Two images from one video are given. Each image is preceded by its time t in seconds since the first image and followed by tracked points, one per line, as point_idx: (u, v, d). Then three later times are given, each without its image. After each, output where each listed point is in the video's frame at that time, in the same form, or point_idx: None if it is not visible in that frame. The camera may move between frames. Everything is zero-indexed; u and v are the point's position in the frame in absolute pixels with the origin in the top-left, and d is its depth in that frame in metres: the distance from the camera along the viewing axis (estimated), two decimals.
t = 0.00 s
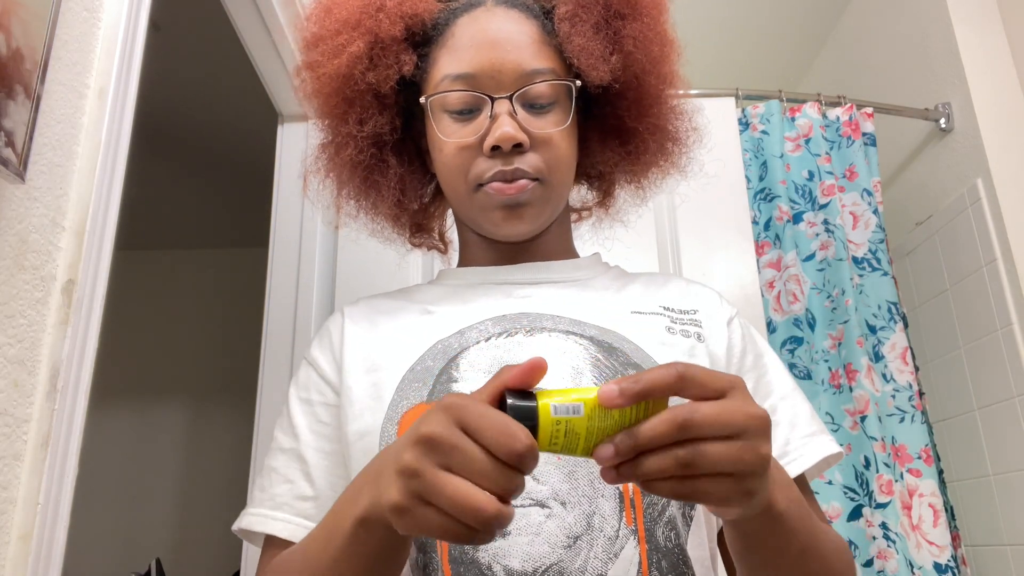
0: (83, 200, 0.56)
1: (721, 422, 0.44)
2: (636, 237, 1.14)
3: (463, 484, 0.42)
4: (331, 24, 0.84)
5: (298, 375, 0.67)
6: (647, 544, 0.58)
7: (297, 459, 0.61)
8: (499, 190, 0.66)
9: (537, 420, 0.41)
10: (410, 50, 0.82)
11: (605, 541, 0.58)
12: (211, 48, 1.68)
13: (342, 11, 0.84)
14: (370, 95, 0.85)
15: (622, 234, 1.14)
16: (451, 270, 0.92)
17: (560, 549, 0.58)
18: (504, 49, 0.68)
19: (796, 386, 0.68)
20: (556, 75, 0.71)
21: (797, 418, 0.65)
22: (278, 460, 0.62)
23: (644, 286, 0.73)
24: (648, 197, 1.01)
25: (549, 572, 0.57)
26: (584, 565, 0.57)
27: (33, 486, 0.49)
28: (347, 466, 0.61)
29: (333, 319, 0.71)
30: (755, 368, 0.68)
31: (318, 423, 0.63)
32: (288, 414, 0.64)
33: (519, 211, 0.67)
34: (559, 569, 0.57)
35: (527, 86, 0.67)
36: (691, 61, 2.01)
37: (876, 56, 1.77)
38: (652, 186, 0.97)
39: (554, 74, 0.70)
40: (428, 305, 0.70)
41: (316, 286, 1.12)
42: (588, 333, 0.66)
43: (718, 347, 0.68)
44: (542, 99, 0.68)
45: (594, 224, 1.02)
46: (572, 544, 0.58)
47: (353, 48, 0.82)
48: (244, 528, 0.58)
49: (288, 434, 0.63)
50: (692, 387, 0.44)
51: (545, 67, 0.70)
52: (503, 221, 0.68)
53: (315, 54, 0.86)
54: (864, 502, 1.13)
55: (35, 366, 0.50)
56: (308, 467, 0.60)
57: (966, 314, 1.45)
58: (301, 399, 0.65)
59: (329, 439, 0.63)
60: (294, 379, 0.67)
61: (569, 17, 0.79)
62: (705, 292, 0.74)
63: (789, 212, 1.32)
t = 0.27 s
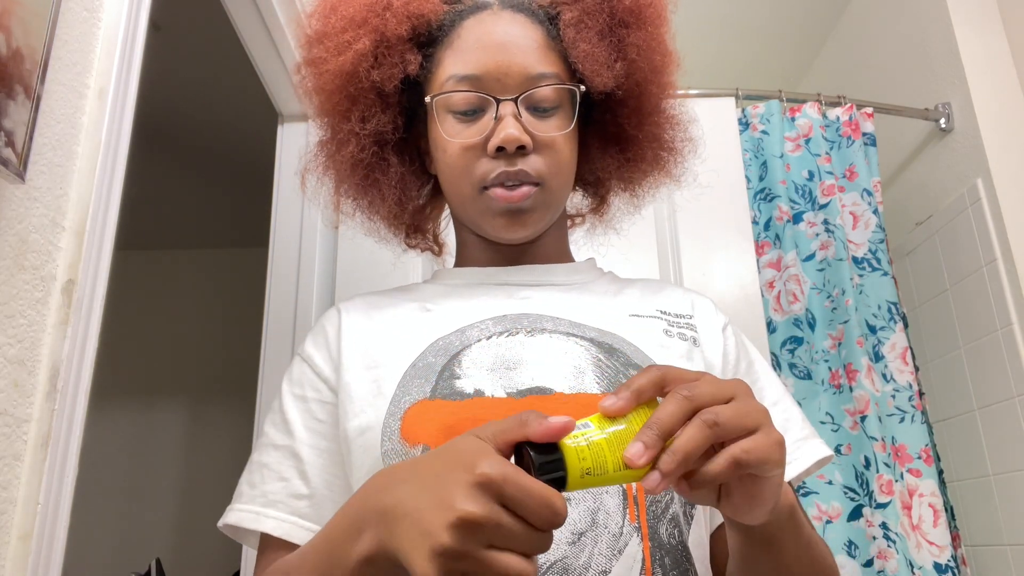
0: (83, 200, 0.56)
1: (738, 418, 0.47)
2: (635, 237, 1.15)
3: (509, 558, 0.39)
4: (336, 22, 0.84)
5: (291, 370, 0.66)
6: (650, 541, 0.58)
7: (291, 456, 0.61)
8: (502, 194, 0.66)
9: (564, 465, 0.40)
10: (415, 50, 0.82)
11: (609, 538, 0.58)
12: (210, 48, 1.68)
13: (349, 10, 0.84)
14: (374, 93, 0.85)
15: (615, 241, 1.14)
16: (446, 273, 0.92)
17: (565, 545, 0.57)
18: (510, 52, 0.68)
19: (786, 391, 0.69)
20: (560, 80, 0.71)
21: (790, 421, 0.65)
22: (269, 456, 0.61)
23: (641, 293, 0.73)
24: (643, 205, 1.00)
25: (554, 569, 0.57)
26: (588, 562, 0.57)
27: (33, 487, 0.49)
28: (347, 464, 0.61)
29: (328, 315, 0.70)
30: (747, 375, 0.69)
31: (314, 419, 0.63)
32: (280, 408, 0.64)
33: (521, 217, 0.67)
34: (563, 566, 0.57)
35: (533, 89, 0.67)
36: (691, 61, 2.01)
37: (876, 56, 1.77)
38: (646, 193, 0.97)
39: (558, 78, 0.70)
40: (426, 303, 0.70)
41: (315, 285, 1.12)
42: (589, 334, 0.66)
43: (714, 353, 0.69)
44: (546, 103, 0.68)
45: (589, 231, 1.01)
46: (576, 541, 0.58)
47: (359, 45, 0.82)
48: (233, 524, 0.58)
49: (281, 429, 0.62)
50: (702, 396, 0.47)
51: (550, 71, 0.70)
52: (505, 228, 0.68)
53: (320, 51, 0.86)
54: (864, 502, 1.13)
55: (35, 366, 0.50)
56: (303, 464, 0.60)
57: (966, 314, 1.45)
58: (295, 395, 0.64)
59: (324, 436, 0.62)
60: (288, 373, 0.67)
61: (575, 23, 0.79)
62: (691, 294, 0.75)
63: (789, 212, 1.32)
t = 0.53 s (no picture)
0: (83, 200, 0.56)
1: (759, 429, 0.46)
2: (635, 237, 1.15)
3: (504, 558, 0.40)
4: (332, 21, 0.84)
5: (292, 370, 0.66)
6: (651, 543, 0.58)
7: (293, 458, 0.61)
8: (501, 195, 0.66)
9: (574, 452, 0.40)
10: (411, 48, 0.82)
11: (610, 539, 0.58)
12: (211, 48, 1.68)
13: (344, 8, 0.84)
14: (370, 92, 0.85)
15: (614, 240, 1.13)
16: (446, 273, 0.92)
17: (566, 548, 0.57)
18: (506, 47, 0.68)
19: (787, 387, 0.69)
20: (557, 74, 0.71)
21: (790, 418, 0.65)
22: (271, 457, 0.61)
23: (641, 289, 0.73)
24: (640, 202, 1.00)
25: (555, 571, 0.57)
26: (589, 564, 0.57)
27: (33, 486, 0.49)
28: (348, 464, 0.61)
29: (327, 316, 0.70)
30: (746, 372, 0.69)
31: (315, 420, 0.63)
32: (281, 409, 0.64)
33: (521, 219, 0.68)
34: (564, 568, 0.57)
35: (529, 84, 0.67)
36: (690, 61, 2.01)
37: (876, 56, 1.77)
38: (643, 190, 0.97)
39: (554, 73, 0.70)
40: (427, 303, 0.70)
41: (315, 285, 1.12)
42: (589, 334, 0.66)
43: (714, 350, 0.69)
44: (543, 97, 0.68)
45: (586, 228, 1.01)
46: (578, 543, 0.58)
47: (354, 44, 0.83)
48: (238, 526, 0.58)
49: (282, 430, 0.62)
50: (726, 404, 0.45)
51: (546, 66, 0.70)
52: (506, 231, 0.69)
53: (316, 49, 0.86)
54: (864, 502, 1.13)
55: (35, 366, 0.50)
56: (305, 466, 0.60)
57: (966, 314, 1.45)
58: (296, 396, 0.64)
59: (327, 437, 0.62)
60: (289, 374, 0.67)
61: (570, 18, 0.79)
62: (688, 288, 0.75)
63: (789, 212, 1.32)
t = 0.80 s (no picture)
0: (83, 200, 0.56)
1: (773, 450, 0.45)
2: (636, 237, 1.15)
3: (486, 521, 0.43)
4: (332, 19, 0.84)
5: (296, 374, 0.67)
6: (650, 546, 0.58)
7: (297, 459, 0.61)
8: (501, 183, 0.65)
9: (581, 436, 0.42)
10: (411, 45, 0.82)
11: (608, 543, 0.58)
12: (211, 48, 1.68)
13: (343, 7, 0.84)
14: (371, 90, 0.85)
15: (620, 236, 1.14)
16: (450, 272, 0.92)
17: (564, 552, 0.57)
18: (505, 41, 0.69)
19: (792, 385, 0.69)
20: (557, 67, 0.71)
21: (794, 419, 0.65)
22: (274, 460, 0.61)
23: (645, 285, 0.73)
24: (644, 200, 1.00)
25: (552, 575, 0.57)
26: (587, 568, 0.57)
27: (33, 486, 0.49)
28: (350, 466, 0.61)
29: (332, 317, 0.71)
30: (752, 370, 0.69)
31: (318, 422, 0.63)
32: (287, 412, 0.64)
33: (523, 206, 0.67)
34: (562, 572, 0.57)
35: (529, 77, 0.67)
36: (690, 61, 2.01)
37: (876, 56, 1.77)
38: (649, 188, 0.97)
39: (554, 66, 0.71)
40: (429, 305, 0.70)
41: (315, 285, 1.12)
42: (590, 336, 0.66)
43: (719, 347, 0.68)
44: (543, 90, 0.68)
45: (591, 227, 1.01)
46: (575, 547, 0.58)
47: (354, 41, 0.83)
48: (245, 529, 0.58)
49: (288, 434, 0.62)
50: (748, 419, 0.45)
51: (545, 59, 0.70)
52: (507, 217, 0.68)
53: (317, 48, 0.86)
54: (864, 503, 1.13)
55: (35, 366, 0.50)
56: (310, 469, 0.60)
57: (966, 314, 1.45)
58: (300, 399, 0.64)
59: (330, 439, 0.62)
60: (293, 377, 0.67)
61: (569, 11, 0.80)
62: (692, 284, 0.75)
63: (789, 212, 1.32)
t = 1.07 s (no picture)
0: (83, 200, 0.56)
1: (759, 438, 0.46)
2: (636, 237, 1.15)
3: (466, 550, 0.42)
4: (336, 19, 0.85)
5: (301, 371, 0.67)
6: (648, 549, 0.58)
7: (299, 458, 0.61)
8: (502, 182, 0.66)
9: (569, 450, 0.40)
10: (415, 45, 0.82)
11: (606, 546, 0.58)
12: (211, 48, 1.68)
13: (347, 7, 0.84)
14: (374, 89, 0.85)
15: (626, 235, 1.14)
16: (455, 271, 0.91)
17: (561, 555, 0.58)
18: (507, 39, 0.69)
19: (797, 386, 0.68)
20: (559, 65, 0.71)
21: (800, 421, 0.65)
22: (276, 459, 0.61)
23: (649, 286, 0.73)
24: (652, 198, 1.00)
25: None
26: (585, 570, 0.57)
27: (33, 486, 0.49)
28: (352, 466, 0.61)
29: (336, 315, 0.71)
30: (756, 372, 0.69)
31: (322, 421, 0.63)
32: (291, 411, 0.64)
33: (523, 206, 0.67)
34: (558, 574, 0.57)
35: (530, 76, 0.67)
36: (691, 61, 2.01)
37: (876, 56, 1.77)
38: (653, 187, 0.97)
39: (556, 64, 0.71)
40: (432, 305, 0.70)
41: (315, 285, 1.12)
42: (591, 337, 0.66)
43: (723, 349, 0.68)
44: (545, 89, 0.68)
45: (598, 225, 1.02)
46: (573, 549, 0.58)
47: (357, 41, 0.82)
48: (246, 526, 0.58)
49: (292, 432, 0.62)
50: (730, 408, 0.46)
51: (548, 58, 0.70)
52: (507, 219, 0.68)
53: (322, 48, 0.86)
54: (864, 502, 1.13)
55: (35, 366, 0.50)
56: (313, 468, 0.60)
57: (966, 314, 1.45)
58: (304, 398, 0.64)
59: (333, 438, 0.62)
60: (298, 376, 0.67)
61: (572, 9, 0.80)
62: (697, 284, 0.75)
63: (789, 212, 1.32)
